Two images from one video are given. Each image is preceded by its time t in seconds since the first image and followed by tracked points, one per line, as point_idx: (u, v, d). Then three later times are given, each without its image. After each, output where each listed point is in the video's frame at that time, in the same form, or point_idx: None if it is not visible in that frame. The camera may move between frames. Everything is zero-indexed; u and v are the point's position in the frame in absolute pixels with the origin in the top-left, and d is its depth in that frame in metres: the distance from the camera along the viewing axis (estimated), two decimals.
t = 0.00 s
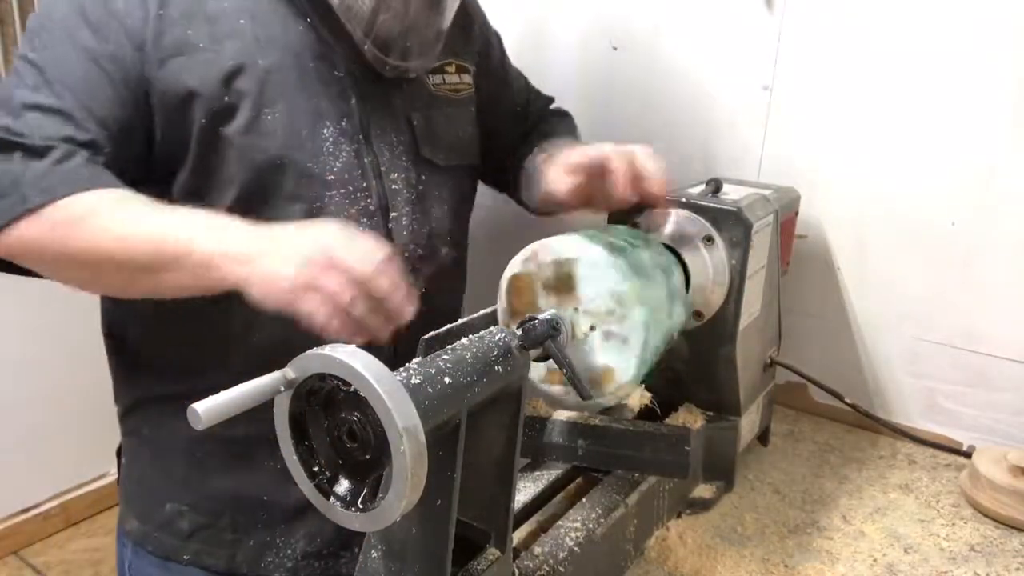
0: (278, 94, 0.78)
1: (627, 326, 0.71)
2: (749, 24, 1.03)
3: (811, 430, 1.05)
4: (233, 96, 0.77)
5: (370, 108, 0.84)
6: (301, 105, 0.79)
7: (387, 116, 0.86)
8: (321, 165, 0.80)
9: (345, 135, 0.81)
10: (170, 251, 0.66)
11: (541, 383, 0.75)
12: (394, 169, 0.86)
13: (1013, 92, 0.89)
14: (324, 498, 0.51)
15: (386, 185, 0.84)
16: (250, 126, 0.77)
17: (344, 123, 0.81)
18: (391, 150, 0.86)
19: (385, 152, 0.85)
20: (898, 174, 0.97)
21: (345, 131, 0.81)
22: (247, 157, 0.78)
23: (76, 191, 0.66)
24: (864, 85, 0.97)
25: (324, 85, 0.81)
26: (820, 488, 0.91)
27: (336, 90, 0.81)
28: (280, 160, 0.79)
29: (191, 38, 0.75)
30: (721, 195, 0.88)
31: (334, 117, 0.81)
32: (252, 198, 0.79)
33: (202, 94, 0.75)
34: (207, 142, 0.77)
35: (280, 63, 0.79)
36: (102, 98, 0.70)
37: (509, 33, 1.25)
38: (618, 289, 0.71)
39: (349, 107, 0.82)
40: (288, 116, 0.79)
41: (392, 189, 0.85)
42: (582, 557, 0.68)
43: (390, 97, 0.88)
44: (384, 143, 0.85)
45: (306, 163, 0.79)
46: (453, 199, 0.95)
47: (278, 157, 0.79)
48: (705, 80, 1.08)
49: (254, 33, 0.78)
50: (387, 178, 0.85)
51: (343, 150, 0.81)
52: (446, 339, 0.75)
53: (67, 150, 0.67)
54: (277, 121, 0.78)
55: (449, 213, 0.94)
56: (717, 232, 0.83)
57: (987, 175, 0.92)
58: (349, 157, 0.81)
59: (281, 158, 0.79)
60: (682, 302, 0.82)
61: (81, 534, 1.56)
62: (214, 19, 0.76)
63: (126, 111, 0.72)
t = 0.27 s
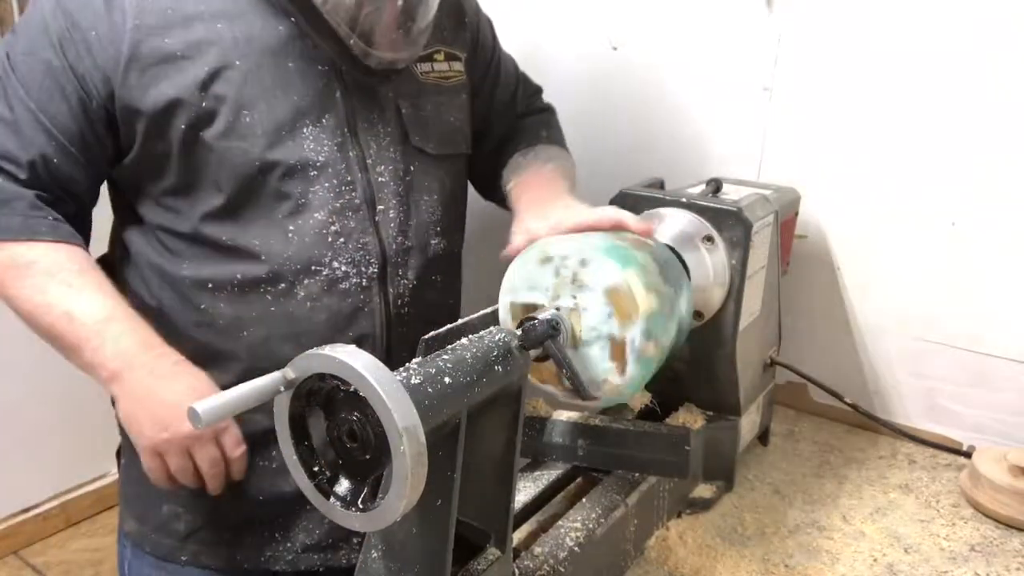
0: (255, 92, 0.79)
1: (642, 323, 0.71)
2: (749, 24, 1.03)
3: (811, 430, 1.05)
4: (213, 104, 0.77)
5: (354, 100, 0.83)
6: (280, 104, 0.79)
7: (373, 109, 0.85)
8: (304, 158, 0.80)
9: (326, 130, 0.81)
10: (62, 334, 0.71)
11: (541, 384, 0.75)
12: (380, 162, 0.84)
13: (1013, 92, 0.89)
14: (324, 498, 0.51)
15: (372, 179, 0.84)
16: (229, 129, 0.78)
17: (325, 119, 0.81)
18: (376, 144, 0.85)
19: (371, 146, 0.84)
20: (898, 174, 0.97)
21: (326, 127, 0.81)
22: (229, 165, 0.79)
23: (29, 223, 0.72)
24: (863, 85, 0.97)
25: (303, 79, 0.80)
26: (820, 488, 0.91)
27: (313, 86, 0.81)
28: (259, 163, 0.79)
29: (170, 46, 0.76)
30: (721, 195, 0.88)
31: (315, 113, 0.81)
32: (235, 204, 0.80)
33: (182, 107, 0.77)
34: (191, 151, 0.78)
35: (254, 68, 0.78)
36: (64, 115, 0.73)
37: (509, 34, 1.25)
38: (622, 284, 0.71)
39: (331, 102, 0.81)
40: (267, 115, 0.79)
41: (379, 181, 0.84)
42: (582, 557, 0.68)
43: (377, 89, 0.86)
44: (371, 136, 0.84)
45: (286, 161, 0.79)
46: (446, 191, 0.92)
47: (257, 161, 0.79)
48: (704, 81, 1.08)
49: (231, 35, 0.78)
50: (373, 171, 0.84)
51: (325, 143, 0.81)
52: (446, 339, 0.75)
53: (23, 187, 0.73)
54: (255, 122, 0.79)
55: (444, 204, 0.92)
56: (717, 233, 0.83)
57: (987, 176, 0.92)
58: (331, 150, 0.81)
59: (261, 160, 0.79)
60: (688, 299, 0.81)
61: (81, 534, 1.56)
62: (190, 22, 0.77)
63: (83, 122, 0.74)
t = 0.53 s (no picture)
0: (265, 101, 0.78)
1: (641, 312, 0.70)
2: (749, 25, 1.03)
3: (811, 430, 1.05)
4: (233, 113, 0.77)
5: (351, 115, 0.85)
6: (283, 109, 0.80)
7: (365, 120, 0.87)
8: (301, 170, 0.81)
9: (325, 141, 0.82)
10: (255, 328, 0.68)
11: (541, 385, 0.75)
12: (372, 177, 0.86)
13: (1013, 92, 0.89)
14: (324, 498, 0.51)
15: (364, 192, 0.85)
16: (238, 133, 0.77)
17: (325, 130, 0.82)
18: (369, 158, 0.87)
19: (364, 161, 0.86)
20: (898, 174, 0.97)
21: (325, 139, 0.82)
22: (237, 165, 0.77)
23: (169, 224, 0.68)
24: (863, 85, 0.97)
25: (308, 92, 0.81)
26: (820, 489, 0.91)
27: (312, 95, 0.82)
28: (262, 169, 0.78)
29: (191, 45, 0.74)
30: (721, 195, 0.88)
31: (316, 123, 0.82)
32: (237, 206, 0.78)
33: (203, 107, 0.75)
34: (200, 149, 0.76)
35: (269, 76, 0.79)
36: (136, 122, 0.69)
37: (509, 34, 1.25)
38: (613, 278, 0.70)
39: (331, 116, 0.83)
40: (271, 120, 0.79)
41: (370, 195, 0.86)
42: (582, 557, 0.68)
43: (370, 106, 0.88)
44: (362, 150, 0.86)
45: (286, 168, 0.80)
46: (431, 212, 0.95)
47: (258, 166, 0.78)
48: (704, 81, 1.08)
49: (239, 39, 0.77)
50: (364, 184, 0.85)
51: (324, 155, 0.82)
52: (446, 339, 0.75)
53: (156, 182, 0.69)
54: (261, 125, 0.78)
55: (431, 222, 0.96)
56: (717, 233, 0.83)
57: (987, 176, 0.92)
58: (327, 163, 0.82)
59: (265, 167, 0.78)
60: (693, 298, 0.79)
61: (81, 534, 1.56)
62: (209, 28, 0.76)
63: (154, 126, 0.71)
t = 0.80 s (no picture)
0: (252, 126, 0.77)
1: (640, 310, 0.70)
2: (749, 25, 1.03)
3: (811, 430, 1.05)
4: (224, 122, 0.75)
5: (333, 125, 0.85)
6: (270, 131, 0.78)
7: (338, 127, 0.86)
8: (292, 195, 0.80)
9: (313, 159, 0.81)
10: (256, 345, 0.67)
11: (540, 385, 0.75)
12: (360, 193, 0.87)
13: (1014, 93, 0.89)
14: (325, 498, 0.51)
15: (354, 210, 0.85)
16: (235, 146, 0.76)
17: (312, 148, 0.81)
18: (352, 171, 0.87)
19: (349, 176, 0.86)
20: (898, 175, 0.97)
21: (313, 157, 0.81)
22: (224, 200, 0.76)
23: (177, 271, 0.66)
24: (864, 86, 0.97)
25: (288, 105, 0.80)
26: (820, 489, 0.91)
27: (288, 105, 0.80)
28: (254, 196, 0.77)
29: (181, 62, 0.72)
30: (721, 195, 0.88)
31: (304, 142, 0.80)
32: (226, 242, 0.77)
33: (187, 135, 0.73)
34: (184, 166, 0.74)
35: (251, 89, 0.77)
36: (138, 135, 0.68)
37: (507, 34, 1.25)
38: (613, 278, 0.70)
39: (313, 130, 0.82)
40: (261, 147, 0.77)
41: (358, 213, 0.86)
42: (582, 556, 0.68)
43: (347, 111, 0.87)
44: (346, 166, 0.86)
45: (278, 194, 0.79)
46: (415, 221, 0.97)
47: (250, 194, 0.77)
48: (704, 82, 1.08)
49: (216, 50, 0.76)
50: (353, 203, 0.85)
51: (314, 178, 0.81)
52: (445, 339, 0.75)
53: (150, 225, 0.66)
54: (253, 149, 0.77)
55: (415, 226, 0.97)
56: (717, 233, 0.83)
57: (987, 176, 0.92)
58: (318, 184, 0.81)
59: (257, 194, 0.77)
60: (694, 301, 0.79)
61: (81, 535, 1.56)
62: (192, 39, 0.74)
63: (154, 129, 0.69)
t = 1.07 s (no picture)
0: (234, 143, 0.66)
1: (642, 310, 0.69)
2: (749, 26, 1.03)
3: (811, 430, 1.05)
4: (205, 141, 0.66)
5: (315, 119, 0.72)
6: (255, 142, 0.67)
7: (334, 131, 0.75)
8: (284, 204, 0.68)
9: (302, 163, 0.69)
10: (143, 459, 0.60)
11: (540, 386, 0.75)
12: (353, 192, 0.73)
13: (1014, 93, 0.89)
14: (324, 498, 0.51)
15: (350, 212, 0.72)
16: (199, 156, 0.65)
17: (299, 151, 0.69)
18: (345, 171, 0.74)
19: (341, 174, 0.73)
20: (898, 175, 0.97)
21: (303, 161, 0.69)
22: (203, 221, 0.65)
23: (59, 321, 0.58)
24: (864, 86, 0.97)
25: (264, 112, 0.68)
26: (820, 489, 0.91)
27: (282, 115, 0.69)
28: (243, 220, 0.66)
29: (117, 78, 0.61)
30: (721, 195, 0.88)
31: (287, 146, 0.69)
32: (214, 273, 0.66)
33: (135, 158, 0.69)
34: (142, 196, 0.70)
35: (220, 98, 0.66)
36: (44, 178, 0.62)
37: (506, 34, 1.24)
38: (613, 277, 0.70)
39: (298, 131, 0.70)
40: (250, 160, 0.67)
41: (356, 214, 0.73)
42: (582, 556, 0.68)
43: (330, 104, 0.74)
44: (338, 164, 0.73)
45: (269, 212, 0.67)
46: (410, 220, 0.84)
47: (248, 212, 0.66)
48: (704, 82, 1.08)
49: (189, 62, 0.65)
50: (350, 203, 0.72)
51: (306, 183, 0.69)
52: (445, 339, 0.76)
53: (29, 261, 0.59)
54: (234, 168, 0.66)
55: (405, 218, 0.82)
56: (717, 232, 0.83)
57: (987, 176, 0.92)
58: (313, 189, 0.69)
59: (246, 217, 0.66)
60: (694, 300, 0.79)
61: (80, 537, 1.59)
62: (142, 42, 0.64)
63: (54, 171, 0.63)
